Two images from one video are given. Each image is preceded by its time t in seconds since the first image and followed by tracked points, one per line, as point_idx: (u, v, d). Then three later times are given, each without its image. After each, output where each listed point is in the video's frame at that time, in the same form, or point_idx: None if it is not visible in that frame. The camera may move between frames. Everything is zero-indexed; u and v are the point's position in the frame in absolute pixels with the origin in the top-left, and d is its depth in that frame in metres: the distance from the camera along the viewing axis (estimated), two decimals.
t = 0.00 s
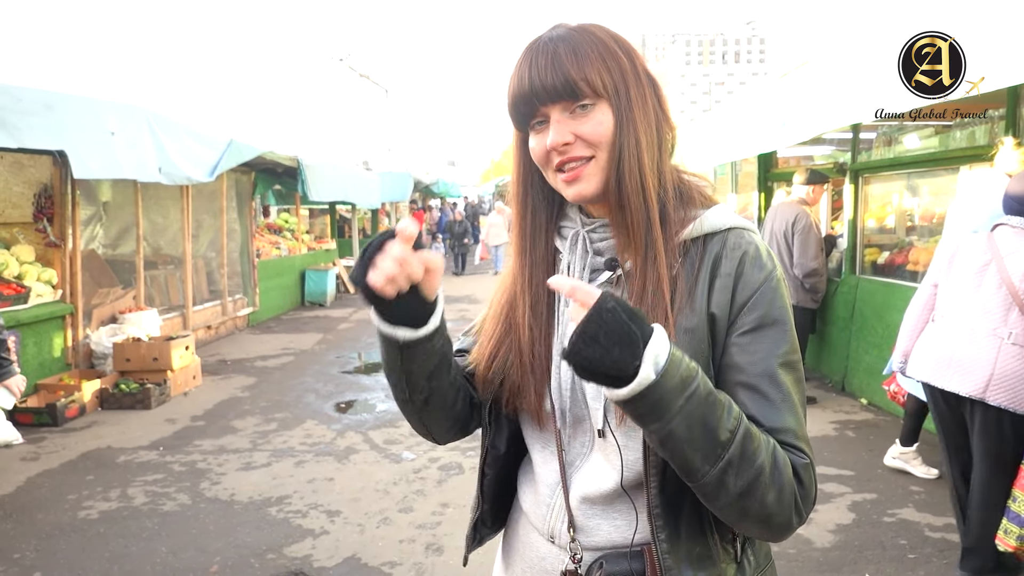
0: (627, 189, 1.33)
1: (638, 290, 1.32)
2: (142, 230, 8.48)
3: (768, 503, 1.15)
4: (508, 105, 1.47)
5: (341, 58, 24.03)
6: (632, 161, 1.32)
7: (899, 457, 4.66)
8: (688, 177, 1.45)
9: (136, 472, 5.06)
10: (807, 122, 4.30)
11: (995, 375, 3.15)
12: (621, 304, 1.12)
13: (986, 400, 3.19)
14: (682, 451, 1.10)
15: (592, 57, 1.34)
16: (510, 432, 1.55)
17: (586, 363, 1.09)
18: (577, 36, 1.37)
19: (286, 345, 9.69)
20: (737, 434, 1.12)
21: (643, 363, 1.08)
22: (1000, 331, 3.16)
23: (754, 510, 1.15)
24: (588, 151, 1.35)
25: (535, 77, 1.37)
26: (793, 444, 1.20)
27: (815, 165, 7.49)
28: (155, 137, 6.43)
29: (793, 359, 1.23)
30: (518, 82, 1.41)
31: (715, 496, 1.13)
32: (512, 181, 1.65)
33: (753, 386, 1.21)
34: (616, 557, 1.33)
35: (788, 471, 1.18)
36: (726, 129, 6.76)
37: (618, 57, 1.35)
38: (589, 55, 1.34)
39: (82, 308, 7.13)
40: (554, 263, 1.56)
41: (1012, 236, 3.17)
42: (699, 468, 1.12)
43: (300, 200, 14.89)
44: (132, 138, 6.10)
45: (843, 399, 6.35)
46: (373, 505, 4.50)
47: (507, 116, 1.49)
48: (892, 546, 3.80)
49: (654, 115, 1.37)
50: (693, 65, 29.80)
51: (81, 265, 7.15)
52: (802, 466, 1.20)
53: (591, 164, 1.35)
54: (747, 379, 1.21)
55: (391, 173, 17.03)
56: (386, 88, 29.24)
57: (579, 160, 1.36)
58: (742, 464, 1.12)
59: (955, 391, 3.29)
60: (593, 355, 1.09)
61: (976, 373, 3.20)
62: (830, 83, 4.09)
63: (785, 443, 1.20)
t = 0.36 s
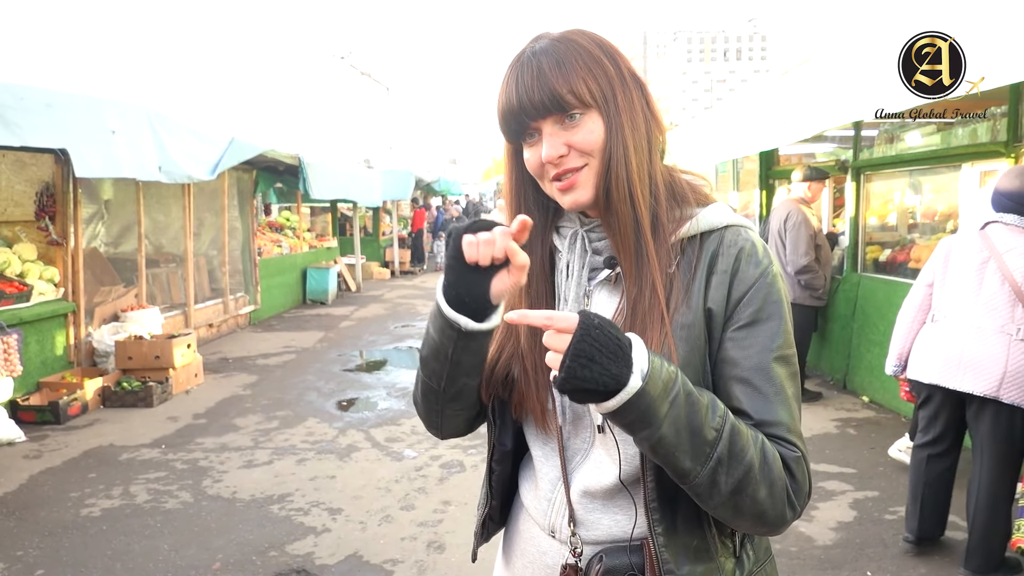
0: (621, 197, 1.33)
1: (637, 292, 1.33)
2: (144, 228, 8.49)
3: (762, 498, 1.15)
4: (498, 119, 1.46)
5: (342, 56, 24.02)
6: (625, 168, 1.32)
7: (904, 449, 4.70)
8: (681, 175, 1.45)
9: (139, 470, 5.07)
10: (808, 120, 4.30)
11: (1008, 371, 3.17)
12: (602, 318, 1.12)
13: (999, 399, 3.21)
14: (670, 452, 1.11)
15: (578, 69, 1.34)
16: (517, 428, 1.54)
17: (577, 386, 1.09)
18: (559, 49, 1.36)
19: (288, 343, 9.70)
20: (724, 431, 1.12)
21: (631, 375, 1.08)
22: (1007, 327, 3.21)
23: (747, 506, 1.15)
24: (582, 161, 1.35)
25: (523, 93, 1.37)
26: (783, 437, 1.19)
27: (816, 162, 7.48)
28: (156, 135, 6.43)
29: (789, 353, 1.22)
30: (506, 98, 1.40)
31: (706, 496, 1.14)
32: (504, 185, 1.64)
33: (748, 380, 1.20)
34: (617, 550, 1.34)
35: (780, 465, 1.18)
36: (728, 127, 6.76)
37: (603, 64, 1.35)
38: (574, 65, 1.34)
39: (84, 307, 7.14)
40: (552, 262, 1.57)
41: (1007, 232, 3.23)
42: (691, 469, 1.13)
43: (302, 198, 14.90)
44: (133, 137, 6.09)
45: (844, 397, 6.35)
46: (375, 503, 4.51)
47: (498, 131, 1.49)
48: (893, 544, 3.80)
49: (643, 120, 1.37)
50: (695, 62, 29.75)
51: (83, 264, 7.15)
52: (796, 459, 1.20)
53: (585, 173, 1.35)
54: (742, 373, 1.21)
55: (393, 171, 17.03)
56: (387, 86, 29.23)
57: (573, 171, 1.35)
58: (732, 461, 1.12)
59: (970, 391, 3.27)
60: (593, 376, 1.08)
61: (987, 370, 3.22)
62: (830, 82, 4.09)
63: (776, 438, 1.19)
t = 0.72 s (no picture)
0: (614, 198, 1.33)
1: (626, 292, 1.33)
2: (145, 228, 8.49)
3: (755, 485, 1.16)
4: (494, 118, 1.46)
5: (343, 56, 24.03)
6: (618, 168, 1.32)
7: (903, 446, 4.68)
8: (672, 176, 1.45)
9: (140, 471, 5.07)
10: (808, 121, 4.31)
11: (992, 365, 3.21)
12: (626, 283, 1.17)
13: (988, 392, 3.24)
14: (667, 430, 1.11)
15: (575, 69, 1.34)
16: (523, 435, 1.53)
17: (600, 332, 1.10)
18: (557, 48, 1.36)
19: (289, 344, 9.71)
20: (719, 419, 1.14)
21: (639, 348, 1.10)
22: (982, 322, 3.27)
23: (740, 493, 1.16)
24: (576, 160, 1.35)
25: (520, 91, 1.36)
26: (781, 431, 1.21)
27: (817, 162, 7.48)
28: (156, 135, 6.43)
29: (783, 352, 1.24)
30: (503, 95, 1.40)
31: (701, 478, 1.15)
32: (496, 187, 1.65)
33: (744, 379, 1.22)
34: (618, 549, 1.34)
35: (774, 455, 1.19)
36: (728, 128, 6.77)
37: (598, 65, 1.35)
38: (571, 65, 1.34)
39: (85, 307, 7.15)
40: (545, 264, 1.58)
41: (967, 231, 3.36)
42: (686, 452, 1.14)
43: (303, 198, 14.90)
44: (133, 137, 6.09)
45: (845, 398, 6.35)
46: (376, 503, 4.51)
47: (493, 128, 1.48)
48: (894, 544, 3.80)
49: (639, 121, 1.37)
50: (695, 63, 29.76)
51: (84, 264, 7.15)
52: (790, 452, 1.22)
53: (578, 172, 1.35)
54: (737, 373, 1.23)
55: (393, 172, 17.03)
56: (388, 86, 29.24)
57: (568, 170, 1.35)
58: (726, 447, 1.14)
59: (955, 388, 3.29)
60: (620, 318, 1.10)
61: (973, 365, 3.25)
62: (831, 82, 4.09)
63: (772, 430, 1.21)
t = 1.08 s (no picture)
0: (616, 199, 1.33)
1: (631, 294, 1.33)
2: (144, 230, 8.49)
3: (768, 487, 1.20)
4: (486, 122, 1.45)
5: (342, 58, 24.03)
6: (619, 168, 1.33)
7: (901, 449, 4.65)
8: (664, 177, 1.45)
9: (139, 472, 5.07)
10: (808, 121, 4.31)
11: (976, 364, 3.22)
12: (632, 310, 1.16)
13: (975, 390, 3.24)
14: (683, 444, 1.14)
15: (572, 70, 1.34)
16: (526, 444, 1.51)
17: (614, 371, 1.10)
18: (551, 49, 1.37)
19: (288, 345, 9.71)
20: (733, 429, 1.17)
21: (652, 378, 1.11)
22: (963, 322, 3.28)
23: (755, 496, 1.20)
24: (577, 162, 1.34)
25: (517, 93, 1.36)
26: (789, 429, 1.24)
27: (816, 164, 7.49)
28: (155, 136, 6.43)
29: (785, 350, 1.26)
30: (497, 97, 1.39)
31: (719, 487, 1.18)
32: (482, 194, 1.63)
33: (753, 379, 1.24)
34: (638, 551, 1.33)
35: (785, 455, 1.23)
36: (727, 129, 6.78)
37: (592, 66, 1.36)
38: (567, 67, 1.35)
39: (84, 308, 7.14)
40: (536, 268, 1.56)
41: (938, 231, 3.40)
42: (702, 464, 1.17)
43: (302, 200, 14.90)
44: (132, 138, 6.09)
45: (844, 399, 6.36)
46: (375, 505, 4.51)
47: (484, 132, 1.47)
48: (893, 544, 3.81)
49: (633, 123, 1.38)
50: (693, 64, 29.83)
51: (82, 265, 7.14)
52: (799, 449, 1.25)
53: (581, 173, 1.35)
54: (745, 373, 1.24)
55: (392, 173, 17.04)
56: (387, 88, 29.24)
57: (569, 172, 1.35)
58: (741, 456, 1.17)
59: (943, 389, 3.29)
60: (630, 357, 1.10)
61: (958, 365, 3.25)
62: (830, 83, 4.10)
63: (781, 429, 1.24)
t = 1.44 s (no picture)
0: (614, 198, 1.33)
1: (630, 295, 1.33)
2: (143, 230, 8.49)
3: (768, 488, 1.20)
4: (481, 122, 1.45)
5: (341, 59, 24.05)
6: (616, 168, 1.33)
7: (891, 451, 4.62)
8: (660, 175, 1.45)
9: (139, 473, 5.07)
10: (807, 122, 4.32)
11: (968, 366, 3.23)
12: (627, 320, 1.16)
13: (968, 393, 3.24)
14: (680, 450, 1.14)
15: (568, 69, 1.34)
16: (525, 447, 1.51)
17: (605, 380, 1.10)
18: (546, 47, 1.37)
19: (288, 346, 9.71)
20: (731, 432, 1.17)
21: (647, 385, 1.11)
22: (954, 324, 3.29)
23: (754, 498, 1.20)
24: (574, 162, 1.35)
25: (513, 93, 1.36)
26: (787, 429, 1.24)
27: (815, 163, 7.49)
28: (155, 137, 6.43)
29: (784, 348, 1.26)
30: (491, 97, 1.40)
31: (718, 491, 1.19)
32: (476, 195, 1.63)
33: (753, 379, 1.24)
34: (640, 553, 1.32)
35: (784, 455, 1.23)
36: (726, 129, 6.79)
37: (589, 64, 1.36)
38: (563, 66, 1.34)
39: (84, 308, 7.14)
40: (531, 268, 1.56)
41: (925, 233, 3.41)
42: (698, 469, 1.17)
43: (302, 200, 14.91)
44: (132, 138, 6.09)
45: (844, 399, 6.36)
46: (375, 505, 4.51)
47: (479, 131, 1.47)
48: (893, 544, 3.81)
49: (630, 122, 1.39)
50: (692, 64, 29.88)
51: (82, 265, 7.14)
52: (799, 448, 1.25)
53: (577, 174, 1.35)
54: (744, 373, 1.24)
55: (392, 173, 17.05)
56: (386, 88, 29.25)
57: (565, 172, 1.35)
58: (739, 459, 1.17)
59: (937, 392, 3.29)
60: (623, 365, 1.10)
61: (950, 367, 3.25)
62: (830, 83, 4.10)
63: (781, 429, 1.24)
